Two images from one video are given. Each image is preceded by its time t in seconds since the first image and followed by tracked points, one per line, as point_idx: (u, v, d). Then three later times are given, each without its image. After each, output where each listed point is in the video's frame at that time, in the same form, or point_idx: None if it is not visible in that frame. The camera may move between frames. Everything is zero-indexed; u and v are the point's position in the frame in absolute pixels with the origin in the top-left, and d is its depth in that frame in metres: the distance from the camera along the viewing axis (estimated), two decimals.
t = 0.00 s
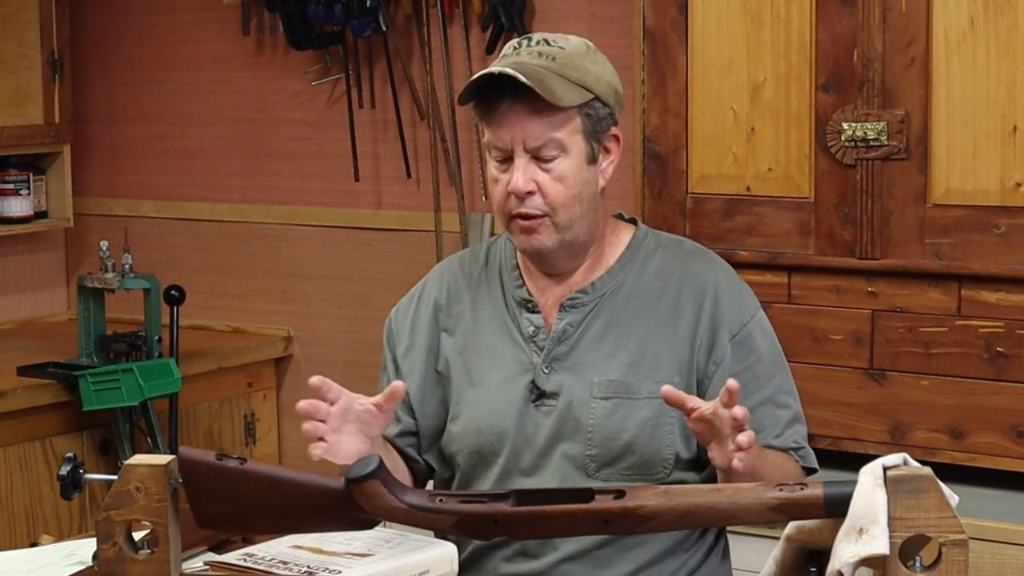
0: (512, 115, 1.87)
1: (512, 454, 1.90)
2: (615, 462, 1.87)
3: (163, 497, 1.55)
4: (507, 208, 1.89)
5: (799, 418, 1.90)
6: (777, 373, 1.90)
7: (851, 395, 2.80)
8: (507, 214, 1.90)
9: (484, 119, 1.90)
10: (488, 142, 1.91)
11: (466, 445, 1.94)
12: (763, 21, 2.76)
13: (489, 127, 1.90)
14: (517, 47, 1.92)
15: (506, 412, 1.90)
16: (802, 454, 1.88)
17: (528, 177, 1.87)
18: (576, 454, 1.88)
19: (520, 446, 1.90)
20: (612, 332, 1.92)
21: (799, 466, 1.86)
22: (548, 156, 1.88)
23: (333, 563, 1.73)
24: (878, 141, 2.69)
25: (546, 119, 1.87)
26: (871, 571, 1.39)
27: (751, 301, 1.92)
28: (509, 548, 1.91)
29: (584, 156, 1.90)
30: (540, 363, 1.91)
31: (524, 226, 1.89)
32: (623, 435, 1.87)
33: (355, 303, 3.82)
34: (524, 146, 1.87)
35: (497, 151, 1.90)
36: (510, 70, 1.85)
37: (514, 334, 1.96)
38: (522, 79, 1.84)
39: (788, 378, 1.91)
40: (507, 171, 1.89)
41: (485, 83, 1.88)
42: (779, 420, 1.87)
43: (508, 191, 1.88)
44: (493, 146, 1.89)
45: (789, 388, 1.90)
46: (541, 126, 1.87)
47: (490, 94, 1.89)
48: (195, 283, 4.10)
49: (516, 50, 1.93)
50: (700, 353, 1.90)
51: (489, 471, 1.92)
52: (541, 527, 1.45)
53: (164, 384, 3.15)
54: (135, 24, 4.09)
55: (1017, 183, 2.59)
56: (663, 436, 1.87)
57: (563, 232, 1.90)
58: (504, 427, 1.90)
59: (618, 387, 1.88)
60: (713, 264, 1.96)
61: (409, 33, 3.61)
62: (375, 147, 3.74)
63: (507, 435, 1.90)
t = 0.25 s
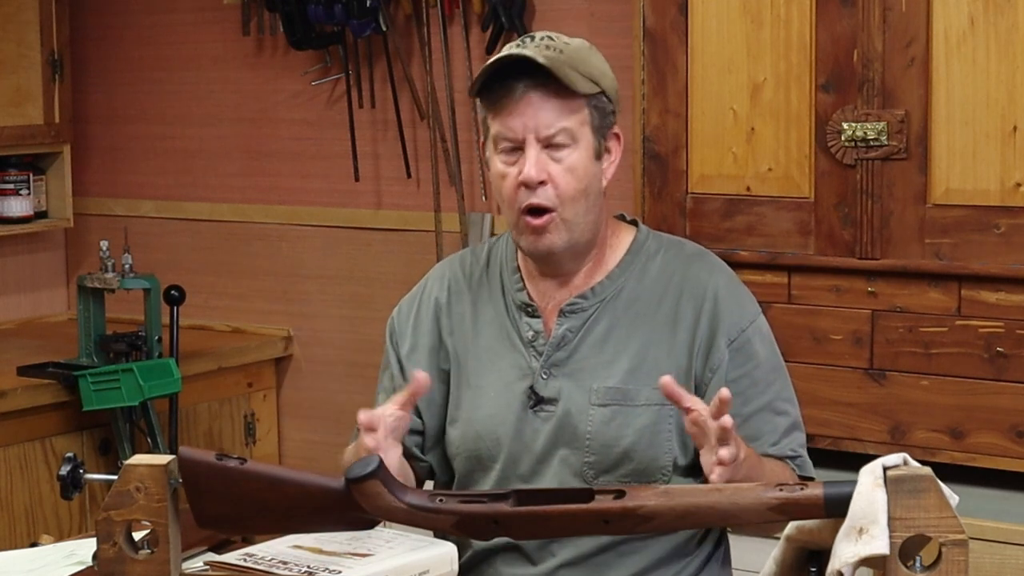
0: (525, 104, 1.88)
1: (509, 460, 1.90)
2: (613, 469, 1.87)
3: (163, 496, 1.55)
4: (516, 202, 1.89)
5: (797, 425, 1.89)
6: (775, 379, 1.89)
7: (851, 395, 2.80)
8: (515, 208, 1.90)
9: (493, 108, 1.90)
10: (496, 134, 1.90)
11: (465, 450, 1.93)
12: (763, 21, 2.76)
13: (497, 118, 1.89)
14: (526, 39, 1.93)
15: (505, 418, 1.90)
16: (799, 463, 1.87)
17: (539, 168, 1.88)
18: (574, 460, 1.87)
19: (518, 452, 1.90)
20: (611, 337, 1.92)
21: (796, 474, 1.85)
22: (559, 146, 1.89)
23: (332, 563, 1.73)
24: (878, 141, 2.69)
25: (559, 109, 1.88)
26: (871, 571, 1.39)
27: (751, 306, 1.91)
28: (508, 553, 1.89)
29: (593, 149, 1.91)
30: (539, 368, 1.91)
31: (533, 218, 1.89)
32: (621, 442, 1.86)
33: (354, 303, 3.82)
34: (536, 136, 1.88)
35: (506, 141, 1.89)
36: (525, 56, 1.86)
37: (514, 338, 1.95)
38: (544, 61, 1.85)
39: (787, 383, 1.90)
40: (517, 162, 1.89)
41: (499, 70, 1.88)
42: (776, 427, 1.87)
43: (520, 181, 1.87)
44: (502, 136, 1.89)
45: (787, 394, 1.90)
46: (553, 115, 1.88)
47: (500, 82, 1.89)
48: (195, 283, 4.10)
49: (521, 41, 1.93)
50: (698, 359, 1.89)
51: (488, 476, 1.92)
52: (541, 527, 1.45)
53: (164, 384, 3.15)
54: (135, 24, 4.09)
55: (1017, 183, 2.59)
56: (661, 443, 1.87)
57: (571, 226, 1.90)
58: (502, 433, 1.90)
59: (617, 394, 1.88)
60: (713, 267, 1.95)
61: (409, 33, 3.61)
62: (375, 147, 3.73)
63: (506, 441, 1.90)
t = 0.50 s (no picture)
0: (553, 86, 1.90)
1: (508, 464, 1.89)
2: (613, 473, 1.87)
3: (163, 497, 1.55)
4: (540, 182, 1.88)
5: (797, 423, 1.89)
6: (774, 380, 1.89)
7: (851, 395, 2.80)
8: (537, 190, 1.89)
9: (516, 93, 1.92)
10: (518, 118, 1.91)
11: (463, 454, 1.93)
12: (763, 21, 2.76)
13: (523, 101, 1.91)
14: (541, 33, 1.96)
15: (503, 422, 1.90)
16: (799, 465, 1.87)
17: (565, 150, 1.89)
18: (574, 464, 1.87)
19: (517, 457, 1.89)
20: (609, 340, 1.92)
21: (796, 476, 1.85)
22: (583, 132, 1.90)
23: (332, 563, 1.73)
24: (878, 141, 2.69)
25: (584, 94, 1.91)
26: (872, 571, 1.39)
27: (747, 306, 1.91)
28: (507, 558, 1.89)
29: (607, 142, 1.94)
30: (537, 372, 1.91)
31: (555, 200, 1.88)
32: (621, 445, 1.86)
33: (354, 303, 3.82)
34: (562, 119, 1.90)
35: (530, 125, 1.91)
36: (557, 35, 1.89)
37: (511, 341, 1.95)
38: (582, 39, 1.89)
39: (785, 383, 1.91)
40: (542, 146, 1.90)
41: (528, 52, 1.91)
42: (776, 427, 1.87)
43: (546, 162, 1.88)
44: (527, 119, 1.90)
45: (785, 393, 1.90)
46: (579, 99, 1.90)
47: (526, 64, 1.91)
48: (195, 283, 4.10)
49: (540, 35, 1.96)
50: (696, 361, 1.89)
51: (487, 480, 1.92)
52: (541, 527, 1.45)
53: (164, 384, 3.15)
54: (135, 24, 4.09)
55: (1017, 183, 2.59)
56: (660, 446, 1.87)
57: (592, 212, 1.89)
58: (501, 437, 1.90)
59: (615, 397, 1.88)
60: (708, 267, 1.95)
61: (409, 33, 3.61)
62: (375, 147, 3.73)
63: (505, 445, 1.90)
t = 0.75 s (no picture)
0: (554, 84, 1.90)
1: (506, 466, 1.89)
2: (611, 474, 1.87)
3: (163, 497, 1.55)
4: (537, 180, 1.88)
5: (797, 424, 1.90)
6: (772, 380, 1.89)
7: (851, 395, 2.80)
8: (534, 187, 1.89)
9: (517, 90, 1.92)
10: (518, 116, 1.92)
11: (461, 454, 1.93)
12: (763, 21, 2.76)
13: (523, 99, 1.91)
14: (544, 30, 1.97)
15: (502, 424, 1.90)
16: (799, 465, 1.87)
17: (564, 149, 1.89)
18: (572, 466, 1.87)
19: (515, 459, 1.89)
20: (607, 341, 1.92)
21: (795, 477, 1.85)
22: (582, 132, 1.91)
23: (332, 563, 1.73)
24: (878, 141, 2.69)
25: (585, 94, 1.91)
26: (872, 571, 1.39)
27: (746, 307, 1.91)
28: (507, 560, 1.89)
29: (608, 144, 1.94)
30: (535, 374, 1.91)
31: (550, 199, 1.88)
32: (619, 447, 1.86)
33: (354, 303, 3.82)
34: (562, 118, 1.90)
35: (530, 123, 1.91)
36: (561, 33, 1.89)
37: (509, 343, 1.95)
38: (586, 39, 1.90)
39: (784, 383, 1.91)
40: (541, 144, 1.90)
41: (531, 49, 1.91)
42: (775, 427, 1.87)
43: (544, 160, 1.88)
44: (527, 116, 1.90)
45: (784, 393, 1.90)
46: (580, 99, 1.90)
47: (528, 61, 1.91)
48: (195, 283, 4.10)
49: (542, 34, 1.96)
50: (695, 362, 1.89)
51: (485, 482, 1.92)
52: (541, 527, 1.45)
53: (164, 384, 3.15)
54: (135, 24, 4.09)
55: (1017, 183, 2.59)
56: (659, 447, 1.87)
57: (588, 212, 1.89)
58: (499, 439, 1.90)
59: (613, 399, 1.88)
60: (706, 267, 1.94)
61: (409, 33, 3.61)
62: (375, 147, 3.73)
63: (503, 447, 1.90)
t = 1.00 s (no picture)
0: (556, 86, 1.90)
1: (505, 465, 1.89)
2: (609, 474, 1.87)
3: (163, 497, 1.55)
4: (536, 182, 1.89)
5: (796, 425, 1.90)
6: (772, 381, 1.89)
7: (851, 395, 2.80)
8: (533, 190, 1.89)
9: (518, 91, 1.92)
10: (519, 117, 1.92)
11: (460, 453, 1.93)
12: (763, 21, 2.76)
13: (525, 100, 1.91)
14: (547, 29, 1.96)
15: (501, 423, 1.90)
16: (797, 468, 1.88)
17: (563, 151, 1.89)
18: (571, 466, 1.87)
19: (514, 458, 1.89)
20: (606, 341, 1.92)
21: (792, 479, 1.86)
22: (583, 134, 1.91)
23: (332, 563, 1.73)
24: (878, 141, 2.69)
25: (586, 96, 1.91)
26: (872, 571, 1.39)
27: (746, 308, 1.91)
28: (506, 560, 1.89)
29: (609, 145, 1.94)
30: (534, 373, 1.91)
31: (549, 202, 1.89)
32: (617, 447, 1.86)
33: (354, 303, 3.82)
34: (563, 120, 1.90)
35: (530, 124, 1.91)
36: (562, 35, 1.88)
37: (509, 342, 1.95)
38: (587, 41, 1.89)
39: (784, 384, 1.91)
40: (541, 146, 1.90)
41: (533, 50, 1.90)
42: (774, 429, 1.87)
43: (544, 162, 1.89)
44: (528, 117, 1.91)
45: (783, 395, 1.90)
46: (581, 101, 1.90)
47: (529, 63, 1.91)
48: (194, 283, 4.10)
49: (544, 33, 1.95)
50: (694, 362, 1.89)
51: (483, 481, 1.92)
52: (541, 527, 1.45)
53: (164, 384, 3.15)
54: (135, 24, 4.09)
55: (1017, 183, 2.59)
56: (657, 447, 1.87)
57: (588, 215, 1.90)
58: (498, 438, 1.90)
59: (613, 399, 1.88)
60: (707, 268, 1.94)
61: (409, 33, 3.61)
62: (375, 147, 3.73)
63: (502, 446, 1.90)
